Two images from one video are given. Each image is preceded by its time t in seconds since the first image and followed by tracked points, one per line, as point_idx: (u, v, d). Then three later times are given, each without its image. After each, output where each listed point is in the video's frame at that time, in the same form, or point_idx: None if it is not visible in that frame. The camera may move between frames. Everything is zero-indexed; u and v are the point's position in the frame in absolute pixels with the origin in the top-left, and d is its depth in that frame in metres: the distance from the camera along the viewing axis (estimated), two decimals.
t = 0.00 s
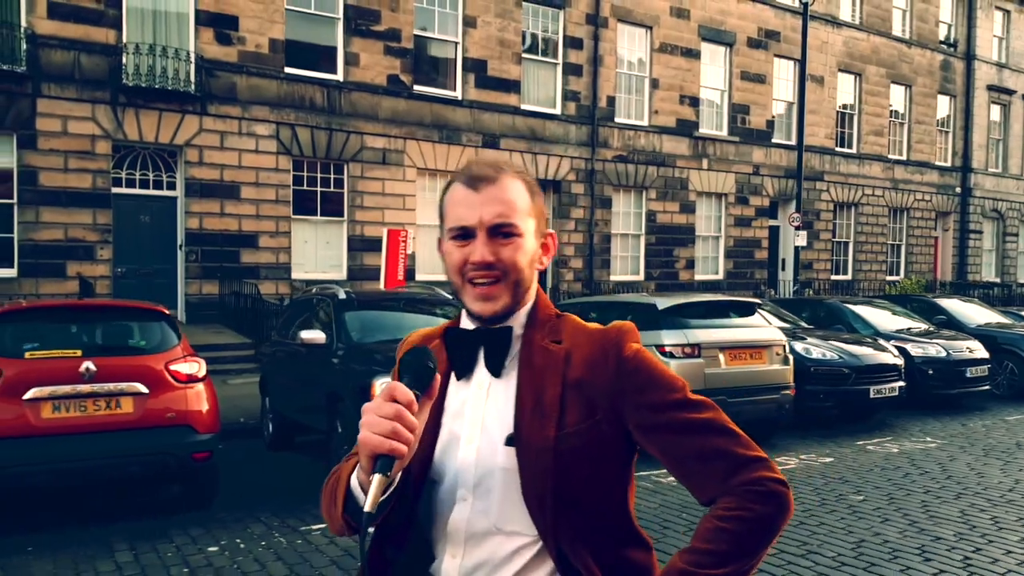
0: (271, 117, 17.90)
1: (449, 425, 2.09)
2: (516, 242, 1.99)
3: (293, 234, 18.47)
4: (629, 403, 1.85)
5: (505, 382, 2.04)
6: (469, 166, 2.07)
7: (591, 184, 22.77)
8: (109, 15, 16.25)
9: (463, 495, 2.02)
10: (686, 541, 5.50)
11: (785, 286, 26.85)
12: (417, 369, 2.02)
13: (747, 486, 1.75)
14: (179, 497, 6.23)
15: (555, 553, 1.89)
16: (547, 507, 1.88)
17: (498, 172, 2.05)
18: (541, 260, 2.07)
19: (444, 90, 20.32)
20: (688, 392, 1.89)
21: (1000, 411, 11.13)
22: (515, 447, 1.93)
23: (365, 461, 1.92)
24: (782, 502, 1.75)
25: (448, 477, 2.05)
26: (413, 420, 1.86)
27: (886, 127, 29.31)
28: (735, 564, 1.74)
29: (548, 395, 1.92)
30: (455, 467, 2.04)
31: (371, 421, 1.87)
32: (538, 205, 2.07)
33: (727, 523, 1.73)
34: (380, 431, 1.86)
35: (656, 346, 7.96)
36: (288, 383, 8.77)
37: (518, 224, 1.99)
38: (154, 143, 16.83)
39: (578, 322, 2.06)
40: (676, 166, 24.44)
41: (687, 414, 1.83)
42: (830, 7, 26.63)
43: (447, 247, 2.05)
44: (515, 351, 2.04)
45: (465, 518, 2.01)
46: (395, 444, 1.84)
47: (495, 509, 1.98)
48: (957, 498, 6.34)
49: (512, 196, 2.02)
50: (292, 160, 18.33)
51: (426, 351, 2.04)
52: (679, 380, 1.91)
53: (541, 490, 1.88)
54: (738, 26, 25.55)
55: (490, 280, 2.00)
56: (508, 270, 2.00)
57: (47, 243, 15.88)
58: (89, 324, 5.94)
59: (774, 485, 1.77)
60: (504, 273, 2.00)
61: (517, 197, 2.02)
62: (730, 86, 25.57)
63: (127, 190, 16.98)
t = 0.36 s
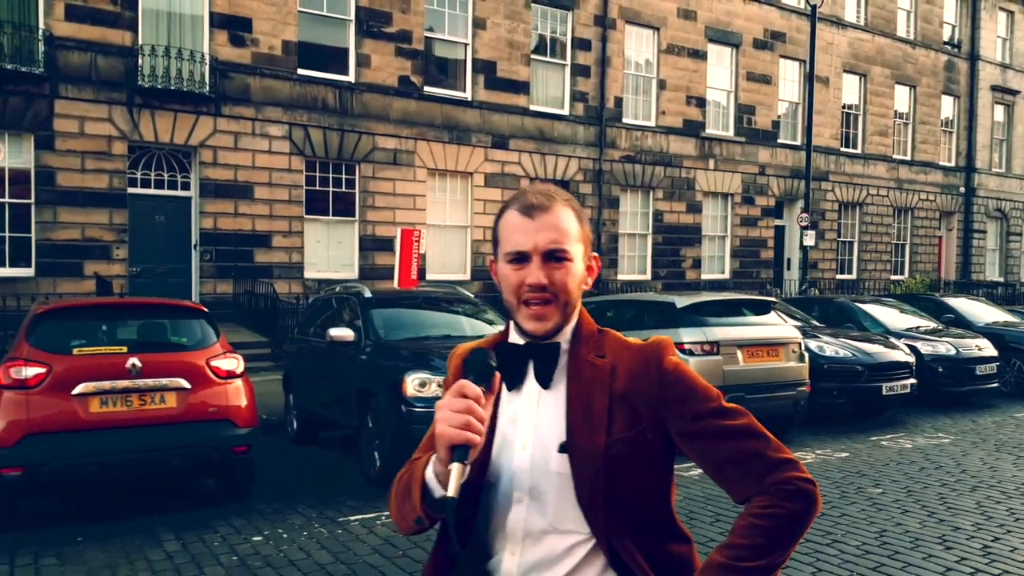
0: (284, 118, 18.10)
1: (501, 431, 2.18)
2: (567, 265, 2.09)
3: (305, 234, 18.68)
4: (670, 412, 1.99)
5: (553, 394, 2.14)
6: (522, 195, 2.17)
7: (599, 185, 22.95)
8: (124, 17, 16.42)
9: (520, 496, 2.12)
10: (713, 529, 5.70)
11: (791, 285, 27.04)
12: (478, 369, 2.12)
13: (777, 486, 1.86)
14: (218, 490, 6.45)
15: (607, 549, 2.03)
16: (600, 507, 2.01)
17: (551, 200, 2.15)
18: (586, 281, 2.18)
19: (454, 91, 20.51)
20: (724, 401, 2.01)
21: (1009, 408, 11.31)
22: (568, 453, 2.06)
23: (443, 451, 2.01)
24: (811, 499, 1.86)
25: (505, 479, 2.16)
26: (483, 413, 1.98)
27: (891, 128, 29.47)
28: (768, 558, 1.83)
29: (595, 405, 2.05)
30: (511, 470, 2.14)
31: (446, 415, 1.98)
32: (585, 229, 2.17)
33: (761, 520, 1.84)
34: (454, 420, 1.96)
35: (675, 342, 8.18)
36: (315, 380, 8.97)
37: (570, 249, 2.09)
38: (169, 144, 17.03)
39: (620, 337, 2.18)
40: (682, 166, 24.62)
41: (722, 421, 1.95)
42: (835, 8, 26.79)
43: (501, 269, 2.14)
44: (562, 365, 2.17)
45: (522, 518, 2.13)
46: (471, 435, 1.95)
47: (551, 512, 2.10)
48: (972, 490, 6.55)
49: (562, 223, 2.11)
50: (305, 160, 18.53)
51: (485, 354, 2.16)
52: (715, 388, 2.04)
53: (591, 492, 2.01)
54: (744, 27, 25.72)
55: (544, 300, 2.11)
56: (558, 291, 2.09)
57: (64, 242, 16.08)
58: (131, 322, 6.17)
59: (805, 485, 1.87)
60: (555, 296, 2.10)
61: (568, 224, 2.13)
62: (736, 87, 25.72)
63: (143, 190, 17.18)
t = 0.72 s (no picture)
0: (297, 120, 18.32)
1: (495, 418, 2.19)
2: (550, 263, 2.12)
3: (318, 234, 18.89)
4: (650, 389, 2.00)
5: (542, 382, 2.15)
6: (515, 195, 2.21)
7: (607, 186, 23.16)
8: (141, 20, 16.63)
9: (517, 482, 2.15)
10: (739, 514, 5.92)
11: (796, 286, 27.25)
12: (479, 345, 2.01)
13: (757, 446, 1.87)
14: (255, 484, 6.64)
15: (605, 524, 2.06)
16: (595, 486, 2.03)
17: (540, 200, 2.19)
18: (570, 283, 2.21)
19: (464, 93, 20.74)
20: (700, 370, 2.02)
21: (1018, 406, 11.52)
22: (559, 436, 2.07)
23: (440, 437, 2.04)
24: (790, 454, 1.86)
25: (503, 467, 2.17)
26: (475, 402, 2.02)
27: (895, 129, 29.70)
28: (758, 512, 1.85)
29: (582, 389, 2.06)
30: (507, 459, 2.15)
31: (437, 407, 2.02)
32: (571, 231, 2.21)
33: (746, 478, 1.85)
34: (445, 411, 2.01)
35: (693, 341, 8.44)
36: (340, 378, 9.18)
37: (555, 247, 2.12)
38: (185, 145, 17.24)
39: (600, 323, 2.19)
40: (689, 168, 24.83)
41: (698, 391, 1.96)
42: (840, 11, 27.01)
43: (489, 264, 2.17)
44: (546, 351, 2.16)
45: (522, 501, 2.15)
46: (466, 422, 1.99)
47: (550, 493, 2.12)
48: (989, 485, 6.75)
49: (550, 224, 2.15)
50: (318, 162, 18.75)
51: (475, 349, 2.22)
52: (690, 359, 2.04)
53: (584, 471, 2.03)
54: (750, 30, 25.97)
55: (524, 294, 2.12)
56: (541, 287, 2.11)
57: (82, 243, 16.29)
58: (170, 320, 6.38)
59: (780, 440, 1.88)
60: (536, 292, 2.11)
61: (556, 224, 2.16)
62: (742, 89, 25.94)
63: (159, 191, 17.39)
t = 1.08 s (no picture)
0: (308, 119, 18.36)
1: (451, 351, 2.41)
2: (497, 185, 2.28)
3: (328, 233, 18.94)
4: (608, 329, 2.10)
5: (499, 315, 2.34)
6: (460, 124, 2.38)
7: (615, 184, 23.16)
8: (153, 19, 16.65)
9: (466, 415, 2.32)
10: (765, 503, 6.00)
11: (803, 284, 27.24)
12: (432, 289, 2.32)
13: (711, 398, 1.98)
14: (287, 479, 6.72)
15: (548, 461, 2.17)
16: (538, 418, 2.15)
17: (484, 126, 2.34)
18: (521, 210, 2.37)
19: (473, 92, 20.76)
20: (659, 316, 2.11)
21: None
22: (510, 370, 2.21)
23: (392, 361, 2.24)
24: (741, 411, 1.98)
25: (454, 402, 2.37)
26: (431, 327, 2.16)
27: (901, 127, 29.68)
28: (707, 465, 1.98)
29: (536, 326, 2.19)
30: (459, 392, 2.35)
31: (393, 330, 2.18)
32: (518, 155, 2.36)
33: (696, 430, 1.98)
34: (401, 334, 2.16)
35: (714, 337, 8.47)
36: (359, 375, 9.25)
37: (499, 168, 2.28)
38: (196, 143, 17.26)
39: (563, 261, 2.32)
40: (696, 166, 24.82)
41: (657, 335, 2.05)
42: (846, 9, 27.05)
43: (439, 192, 2.34)
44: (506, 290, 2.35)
45: (469, 435, 2.32)
46: (418, 348, 2.15)
47: (495, 427, 2.27)
48: (1013, 480, 6.78)
49: (495, 146, 2.31)
50: (328, 161, 18.80)
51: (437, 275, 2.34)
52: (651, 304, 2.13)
53: (533, 406, 2.15)
54: (757, 28, 25.99)
55: (470, 217, 2.29)
56: (487, 210, 2.28)
57: (94, 241, 16.32)
58: (200, 314, 6.49)
59: (733, 395, 1.99)
60: (483, 215, 2.29)
61: (499, 146, 2.31)
62: (749, 87, 25.96)
63: (171, 189, 17.40)
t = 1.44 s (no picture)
0: (320, 121, 18.45)
1: (478, 359, 2.37)
2: (535, 183, 2.31)
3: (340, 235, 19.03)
4: (644, 340, 2.11)
5: (529, 323, 2.34)
6: (499, 120, 2.40)
7: (624, 186, 23.24)
8: (167, 23, 16.72)
9: (494, 424, 2.30)
10: (795, 506, 6.08)
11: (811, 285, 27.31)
12: (465, 297, 2.27)
13: (747, 412, 2.01)
14: (319, 482, 6.88)
15: (579, 474, 2.18)
16: (572, 429, 2.15)
17: (524, 125, 2.37)
18: (557, 214, 2.41)
19: (483, 94, 20.84)
20: (695, 330, 2.14)
21: None
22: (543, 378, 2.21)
23: (423, 373, 2.19)
24: (778, 427, 2.01)
25: (480, 410, 2.34)
26: (465, 340, 2.11)
27: (908, 128, 29.72)
28: (742, 481, 2.00)
29: (570, 333, 2.20)
30: (486, 400, 2.32)
31: (427, 338, 2.12)
32: (558, 156, 2.38)
33: (732, 446, 1.99)
34: (436, 345, 2.10)
35: (737, 340, 8.58)
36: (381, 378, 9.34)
37: (538, 167, 2.31)
38: (209, 146, 17.36)
39: (596, 270, 2.34)
40: (704, 167, 24.89)
41: (695, 347, 2.08)
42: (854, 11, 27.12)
43: (474, 186, 2.36)
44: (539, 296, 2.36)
45: (497, 445, 2.30)
46: (451, 360, 2.10)
47: (525, 439, 2.26)
48: None
49: (533, 143, 2.33)
50: (340, 163, 18.89)
51: (471, 283, 2.31)
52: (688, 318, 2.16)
53: (566, 416, 2.15)
54: (765, 30, 26.07)
55: (504, 214, 2.31)
56: (524, 209, 2.30)
57: (109, 244, 16.40)
58: (237, 318, 6.65)
59: (771, 411, 2.02)
60: (518, 212, 2.30)
61: (540, 145, 2.34)
62: (756, 89, 26.03)
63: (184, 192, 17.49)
